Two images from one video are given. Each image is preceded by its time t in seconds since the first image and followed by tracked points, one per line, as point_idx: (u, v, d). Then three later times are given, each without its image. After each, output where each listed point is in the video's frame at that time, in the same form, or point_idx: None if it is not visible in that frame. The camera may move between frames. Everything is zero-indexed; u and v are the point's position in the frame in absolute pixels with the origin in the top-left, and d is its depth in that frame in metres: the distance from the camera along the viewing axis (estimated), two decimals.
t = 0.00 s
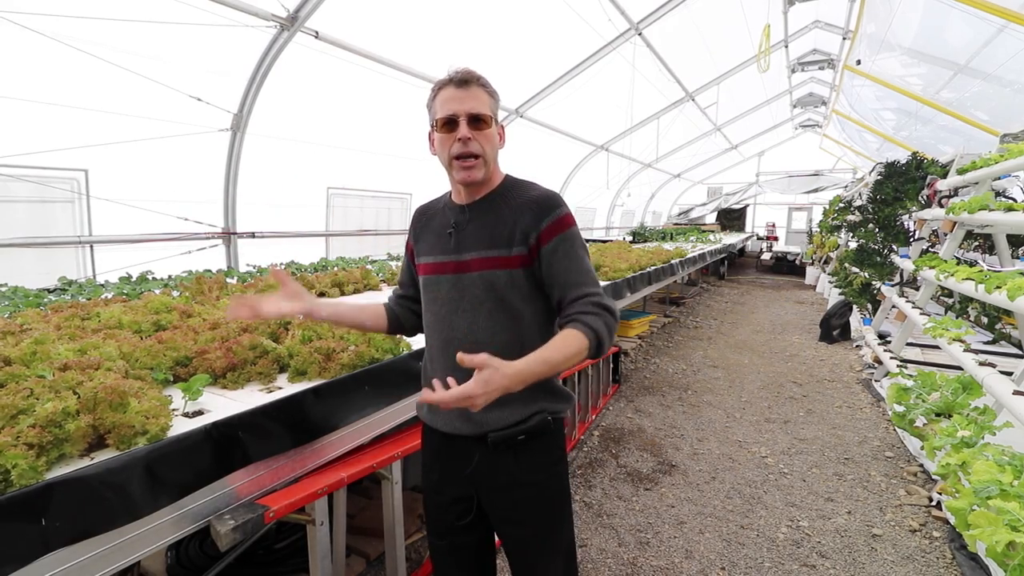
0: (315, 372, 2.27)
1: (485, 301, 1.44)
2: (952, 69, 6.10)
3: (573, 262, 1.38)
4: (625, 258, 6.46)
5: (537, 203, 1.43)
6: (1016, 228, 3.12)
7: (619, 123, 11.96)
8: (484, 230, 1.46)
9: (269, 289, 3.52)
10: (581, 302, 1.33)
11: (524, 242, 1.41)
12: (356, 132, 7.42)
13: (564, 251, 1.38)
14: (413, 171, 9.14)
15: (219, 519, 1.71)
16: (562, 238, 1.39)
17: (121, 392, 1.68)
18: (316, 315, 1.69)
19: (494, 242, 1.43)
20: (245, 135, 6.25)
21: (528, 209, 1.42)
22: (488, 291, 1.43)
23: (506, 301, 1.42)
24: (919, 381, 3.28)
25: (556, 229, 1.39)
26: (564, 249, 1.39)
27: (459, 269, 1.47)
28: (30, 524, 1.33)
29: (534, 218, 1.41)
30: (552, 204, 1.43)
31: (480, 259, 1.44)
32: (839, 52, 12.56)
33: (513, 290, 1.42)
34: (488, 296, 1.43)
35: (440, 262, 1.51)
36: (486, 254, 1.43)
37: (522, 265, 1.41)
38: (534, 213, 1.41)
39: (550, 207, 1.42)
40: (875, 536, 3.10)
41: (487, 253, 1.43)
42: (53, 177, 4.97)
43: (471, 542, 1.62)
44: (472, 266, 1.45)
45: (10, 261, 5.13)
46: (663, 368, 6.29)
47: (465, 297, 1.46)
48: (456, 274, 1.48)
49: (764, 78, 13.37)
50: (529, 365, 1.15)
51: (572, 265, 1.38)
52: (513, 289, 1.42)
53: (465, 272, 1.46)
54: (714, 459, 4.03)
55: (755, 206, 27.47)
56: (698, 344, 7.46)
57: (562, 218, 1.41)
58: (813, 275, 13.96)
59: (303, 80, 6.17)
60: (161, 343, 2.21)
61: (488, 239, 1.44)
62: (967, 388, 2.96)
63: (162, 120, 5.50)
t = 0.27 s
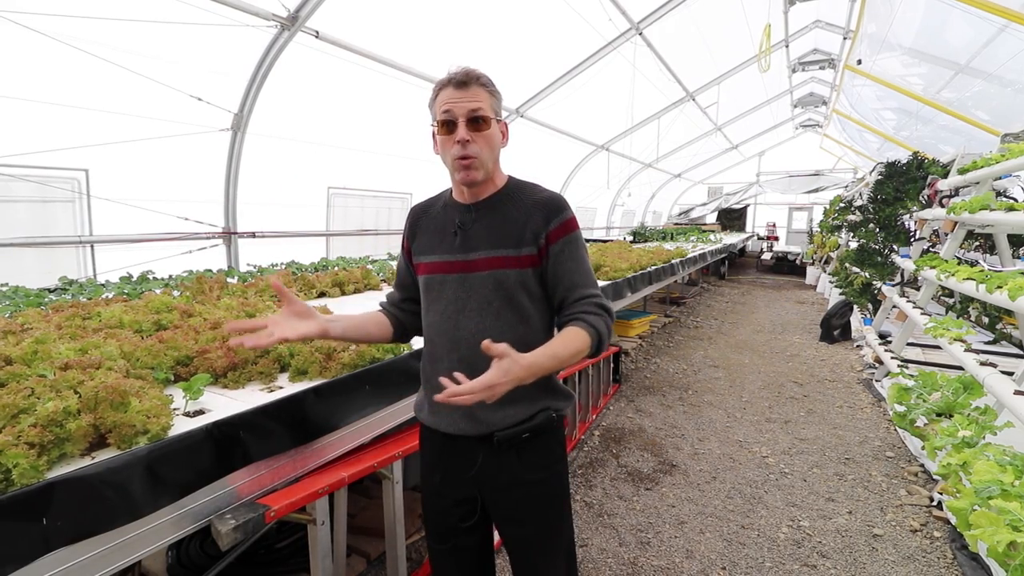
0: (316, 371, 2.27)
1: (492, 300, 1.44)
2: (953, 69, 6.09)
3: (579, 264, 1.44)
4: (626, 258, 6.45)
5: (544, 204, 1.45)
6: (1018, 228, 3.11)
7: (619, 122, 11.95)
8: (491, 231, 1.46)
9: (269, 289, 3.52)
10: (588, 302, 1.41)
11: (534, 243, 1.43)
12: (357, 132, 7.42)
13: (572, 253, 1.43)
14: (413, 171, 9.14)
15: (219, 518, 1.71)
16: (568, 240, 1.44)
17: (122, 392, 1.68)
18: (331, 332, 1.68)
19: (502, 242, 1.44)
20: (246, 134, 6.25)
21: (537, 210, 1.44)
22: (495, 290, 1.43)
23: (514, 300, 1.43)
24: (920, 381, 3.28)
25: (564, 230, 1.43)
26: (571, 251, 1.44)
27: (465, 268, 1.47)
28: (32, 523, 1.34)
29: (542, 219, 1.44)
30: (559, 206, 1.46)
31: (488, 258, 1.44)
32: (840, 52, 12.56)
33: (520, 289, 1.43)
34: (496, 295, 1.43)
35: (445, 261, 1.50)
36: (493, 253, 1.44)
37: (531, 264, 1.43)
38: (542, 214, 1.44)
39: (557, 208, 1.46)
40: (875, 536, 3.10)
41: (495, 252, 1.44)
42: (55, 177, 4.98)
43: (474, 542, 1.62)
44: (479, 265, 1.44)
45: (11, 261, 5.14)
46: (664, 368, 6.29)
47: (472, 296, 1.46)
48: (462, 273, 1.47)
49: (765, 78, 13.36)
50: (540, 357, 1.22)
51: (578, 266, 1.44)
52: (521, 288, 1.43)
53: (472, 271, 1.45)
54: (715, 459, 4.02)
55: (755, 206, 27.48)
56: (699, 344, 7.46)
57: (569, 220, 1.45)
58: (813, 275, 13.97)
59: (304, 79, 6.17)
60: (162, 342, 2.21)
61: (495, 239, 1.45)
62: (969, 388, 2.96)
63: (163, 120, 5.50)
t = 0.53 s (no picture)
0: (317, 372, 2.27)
1: (495, 301, 1.44)
2: (953, 69, 6.09)
3: (584, 264, 1.45)
4: (626, 258, 6.45)
5: (547, 206, 1.46)
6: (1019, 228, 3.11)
7: (619, 123, 11.95)
8: (493, 232, 1.46)
9: (270, 289, 3.53)
10: (595, 303, 1.41)
11: (537, 244, 1.43)
12: (357, 132, 7.42)
13: (576, 255, 1.44)
14: (414, 171, 9.14)
15: (220, 518, 1.71)
16: (571, 240, 1.44)
17: (123, 392, 1.68)
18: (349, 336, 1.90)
19: (504, 243, 1.44)
20: (246, 134, 6.25)
21: (540, 211, 1.45)
22: (498, 292, 1.43)
23: (517, 301, 1.43)
24: (921, 381, 3.28)
25: (567, 232, 1.44)
26: (574, 251, 1.44)
27: (468, 269, 1.47)
28: (33, 523, 1.34)
29: (545, 220, 1.45)
30: (561, 207, 1.47)
31: (491, 259, 1.44)
32: (840, 52, 12.55)
33: (524, 290, 1.43)
34: (499, 297, 1.43)
35: (447, 262, 1.50)
36: (497, 254, 1.44)
37: (535, 266, 1.44)
38: (545, 216, 1.44)
39: (560, 209, 1.47)
40: (876, 536, 3.10)
41: (498, 253, 1.44)
42: (55, 177, 4.99)
43: (475, 543, 1.62)
44: (482, 266, 1.44)
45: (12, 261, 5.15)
46: (664, 368, 6.29)
47: (475, 298, 1.45)
48: (465, 275, 1.47)
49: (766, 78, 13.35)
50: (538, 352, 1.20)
51: (583, 266, 1.44)
52: (524, 289, 1.43)
53: (474, 273, 1.45)
54: (716, 459, 4.02)
55: (755, 206, 27.47)
56: (699, 344, 7.46)
57: (571, 221, 1.46)
58: (813, 275, 13.97)
59: (304, 79, 6.17)
60: (163, 342, 2.21)
61: (498, 241, 1.45)
62: (969, 388, 2.96)
63: (163, 120, 5.50)
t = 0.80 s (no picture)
0: (317, 371, 2.27)
1: (494, 302, 1.44)
2: (954, 69, 6.09)
3: (581, 259, 1.40)
4: (627, 258, 6.45)
5: (545, 204, 1.46)
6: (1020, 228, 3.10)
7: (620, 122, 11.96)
8: (493, 232, 1.46)
9: (270, 289, 3.53)
10: (584, 292, 1.34)
11: (534, 243, 1.43)
12: (358, 132, 7.42)
13: (571, 249, 1.40)
14: (414, 171, 9.15)
15: (221, 518, 1.70)
16: (569, 235, 1.42)
17: (124, 392, 1.68)
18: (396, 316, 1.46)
19: (504, 243, 1.44)
20: (247, 134, 6.26)
21: (537, 209, 1.45)
22: (498, 292, 1.43)
23: (516, 301, 1.43)
24: (922, 381, 3.28)
25: (565, 227, 1.42)
26: (570, 245, 1.41)
27: (468, 271, 1.47)
28: (34, 522, 1.34)
29: (544, 218, 1.44)
30: (559, 204, 1.46)
31: (490, 260, 1.44)
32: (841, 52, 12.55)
33: (523, 290, 1.43)
34: (499, 297, 1.44)
35: (447, 263, 1.50)
36: (496, 254, 1.44)
37: (534, 265, 1.43)
38: (543, 213, 1.44)
39: (558, 207, 1.45)
40: (877, 536, 3.10)
41: (497, 253, 1.44)
42: (56, 177, 5.00)
43: (473, 544, 1.62)
44: (482, 267, 1.44)
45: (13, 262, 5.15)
46: (665, 368, 6.29)
47: (474, 299, 1.46)
48: (465, 276, 1.47)
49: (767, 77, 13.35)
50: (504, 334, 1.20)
51: (580, 260, 1.40)
52: (524, 290, 1.43)
53: (474, 274, 1.45)
54: (716, 459, 4.02)
55: (756, 206, 27.46)
56: (700, 344, 7.46)
57: (569, 217, 1.44)
58: (814, 275, 13.97)
59: (305, 80, 6.17)
60: (164, 342, 2.21)
61: (497, 241, 1.45)
62: (970, 388, 2.96)
63: (164, 120, 5.51)
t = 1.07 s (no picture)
0: (318, 371, 2.27)
1: (492, 301, 1.44)
2: (955, 68, 6.09)
3: (566, 251, 1.36)
4: (627, 258, 6.45)
5: (539, 199, 1.45)
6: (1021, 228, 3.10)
7: (620, 122, 11.95)
8: (490, 230, 1.46)
9: (270, 289, 3.53)
10: (556, 285, 1.28)
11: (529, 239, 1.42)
12: (358, 131, 7.42)
13: (556, 242, 1.37)
14: (414, 171, 9.15)
15: (221, 518, 1.70)
16: (562, 227, 1.39)
17: (125, 392, 1.68)
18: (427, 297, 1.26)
19: (501, 241, 1.44)
20: (248, 134, 6.26)
21: (532, 204, 1.44)
22: (496, 291, 1.43)
23: (514, 300, 1.43)
24: (922, 381, 3.28)
25: (558, 220, 1.40)
26: (561, 237, 1.39)
27: (466, 270, 1.47)
28: (34, 522, 1.34)
29: (537, 214, 1.43)
30: (554, 197, 1.45)
31: (488, 259, 1.44)
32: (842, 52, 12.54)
33: (521, 289, 1.43)
34: (497, 296, 1.43)
35: (445, 263, 1.50)
36: (494, 253, 1.44)
37: (529, 263, 1.43)
38: (537, 209, 1.43)
39: (551, 201, 1.44)
40: (878, 536, 3.09)
41: (495, 252, 1.44)
42: (56, 177, 5.00)
43: (472, 545, 1.62)
44: (480, 267, 1.44)
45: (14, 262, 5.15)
46: (665, 368, 6.29)
47: (473, 299, 1.45)
48: (463, 276, 1.47)
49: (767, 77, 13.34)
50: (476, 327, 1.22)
51: (565, 253, 1.35)
52: (522, 288, 1.43)
53: (472, 274, 1.45)
54: (717, 459, 4.02)
55: (756, 206, 27.46)
56: (700, 344, 7.46)
57: (563, 210, 1.42)
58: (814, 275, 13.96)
59: (305, 79, 6.17)
60: (164, 342, 2.21)
61: (494, 239, 1.45)
62: (971, 387, 2.95)
63: (164, 120, 5.51)
